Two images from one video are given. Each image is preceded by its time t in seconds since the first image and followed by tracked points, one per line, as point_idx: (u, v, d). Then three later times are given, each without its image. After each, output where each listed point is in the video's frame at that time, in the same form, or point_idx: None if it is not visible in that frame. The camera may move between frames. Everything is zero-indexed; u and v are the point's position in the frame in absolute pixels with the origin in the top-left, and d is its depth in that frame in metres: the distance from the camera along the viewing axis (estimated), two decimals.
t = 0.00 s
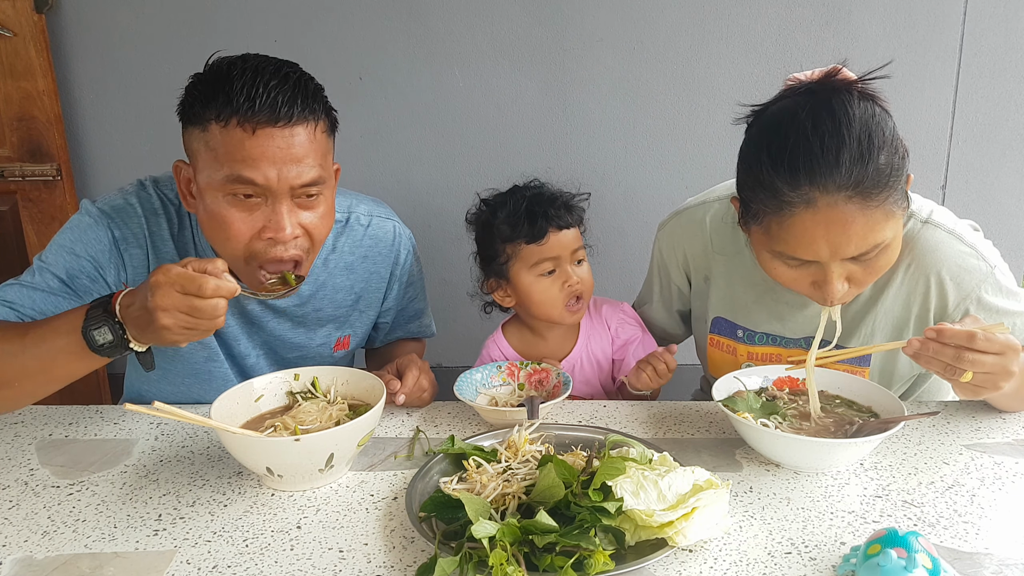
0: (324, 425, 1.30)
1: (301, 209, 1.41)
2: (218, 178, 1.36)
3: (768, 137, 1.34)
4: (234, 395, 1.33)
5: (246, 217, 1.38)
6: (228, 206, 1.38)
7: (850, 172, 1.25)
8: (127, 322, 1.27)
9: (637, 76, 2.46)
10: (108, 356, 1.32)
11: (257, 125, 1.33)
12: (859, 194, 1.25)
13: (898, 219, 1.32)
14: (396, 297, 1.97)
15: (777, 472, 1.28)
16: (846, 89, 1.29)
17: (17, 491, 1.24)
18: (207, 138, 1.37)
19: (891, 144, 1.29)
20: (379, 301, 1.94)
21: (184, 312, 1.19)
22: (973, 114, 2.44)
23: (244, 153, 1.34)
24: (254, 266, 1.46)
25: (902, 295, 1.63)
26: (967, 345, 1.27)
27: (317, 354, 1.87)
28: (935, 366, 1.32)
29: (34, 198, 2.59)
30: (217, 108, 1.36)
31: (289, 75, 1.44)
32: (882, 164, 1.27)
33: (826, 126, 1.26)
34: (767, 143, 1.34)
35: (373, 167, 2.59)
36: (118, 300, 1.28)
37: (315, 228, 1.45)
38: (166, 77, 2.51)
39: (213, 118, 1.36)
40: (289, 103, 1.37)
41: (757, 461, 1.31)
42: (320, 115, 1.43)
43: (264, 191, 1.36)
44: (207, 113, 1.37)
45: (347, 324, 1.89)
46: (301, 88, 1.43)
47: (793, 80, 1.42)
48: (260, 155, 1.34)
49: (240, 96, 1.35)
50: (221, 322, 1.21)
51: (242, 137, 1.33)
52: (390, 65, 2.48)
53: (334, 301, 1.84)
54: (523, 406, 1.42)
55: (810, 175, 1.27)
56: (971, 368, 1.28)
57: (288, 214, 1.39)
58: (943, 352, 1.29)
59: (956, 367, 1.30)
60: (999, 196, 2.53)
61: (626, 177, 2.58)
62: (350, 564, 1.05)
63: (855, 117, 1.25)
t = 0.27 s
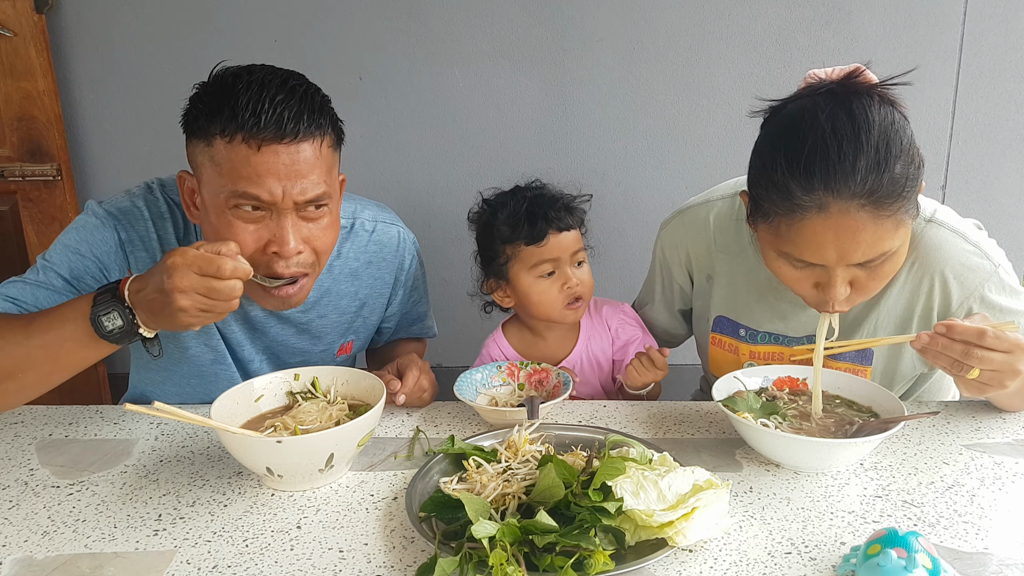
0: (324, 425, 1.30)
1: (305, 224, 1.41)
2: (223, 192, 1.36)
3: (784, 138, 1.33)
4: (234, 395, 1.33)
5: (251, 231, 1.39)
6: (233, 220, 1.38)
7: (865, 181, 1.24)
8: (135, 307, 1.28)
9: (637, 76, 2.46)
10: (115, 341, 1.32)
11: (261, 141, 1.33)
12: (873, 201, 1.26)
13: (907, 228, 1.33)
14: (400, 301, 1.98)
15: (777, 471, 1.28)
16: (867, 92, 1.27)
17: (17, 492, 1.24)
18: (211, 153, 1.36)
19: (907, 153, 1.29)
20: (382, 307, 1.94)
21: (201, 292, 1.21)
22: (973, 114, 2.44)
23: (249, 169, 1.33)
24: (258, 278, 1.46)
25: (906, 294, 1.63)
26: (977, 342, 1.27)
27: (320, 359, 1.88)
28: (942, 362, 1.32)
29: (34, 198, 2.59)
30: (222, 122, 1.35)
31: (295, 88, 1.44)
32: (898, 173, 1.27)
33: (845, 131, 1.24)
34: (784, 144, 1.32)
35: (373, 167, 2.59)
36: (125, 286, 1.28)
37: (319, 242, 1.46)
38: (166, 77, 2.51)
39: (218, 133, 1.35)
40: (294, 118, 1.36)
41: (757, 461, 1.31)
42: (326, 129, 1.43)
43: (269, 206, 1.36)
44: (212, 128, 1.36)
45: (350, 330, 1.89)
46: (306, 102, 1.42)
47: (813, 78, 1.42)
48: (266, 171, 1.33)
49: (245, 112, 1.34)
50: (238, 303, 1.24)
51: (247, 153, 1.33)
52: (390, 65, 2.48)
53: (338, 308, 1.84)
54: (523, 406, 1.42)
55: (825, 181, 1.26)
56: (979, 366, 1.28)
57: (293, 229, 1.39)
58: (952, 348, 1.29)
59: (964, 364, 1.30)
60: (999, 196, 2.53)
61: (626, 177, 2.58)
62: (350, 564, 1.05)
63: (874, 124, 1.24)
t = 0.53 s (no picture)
0: (325, 425, 1.30)
1: (304, 217, 1.41)
2: (221, 188, 1.36)
3: (791, 136, 1.33)
4: (234, 394, 1.33)
5: (251, 226, 1.39)
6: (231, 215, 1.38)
7: (869, 180, 1.24)
8: (128, 279, 1.28)
9: (637, 76, 2.46)
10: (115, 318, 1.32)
11: (257, 137, 1.33)
12: (875, 204, 1.26)
13: (908, 229, 1.33)
14: (400, 297, 1.97)
15: (777, 471, 1.28)
16: (875, 92, 1.28)
17: (17, 492, 1.24)
18: (207, 149, 1.36)
19: (913, 155, 1.29)
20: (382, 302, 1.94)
21: (188, 251, 1.19)
22: (973, 114, 2.45)
23: (245, 164, 1.34)
24: (259, 272, 1.47)
25: (906, 294, 1.63)
26: (980, 339, 1.27)
27: (321, 356, 1.87)
28: (945, 358, 1.31)
29: (34, 198, 2.59)
30: (217, 119, 1.35)
31: (289, 82, 1.44)
32: (903, 174, 1.27)
33: (852, 131, 1.25)
34: (791, 141, 1.33)
35: (373, 167, 2.59)
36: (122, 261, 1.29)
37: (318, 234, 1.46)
38: (165, 77, 2.51)
39: (213, 130, 1.35)
40: (289, 113, 1.36)
41: (757, 461, 1.31)
42: (321, 123, 1.43)
43: (266, 200, 1.36)
44: (207, 124, 1.36)
45: (351, 326, 1.89)
46: (301, 95, 1.43)
47: (822, 74, 1.41)
48: (262, 165, 1.33)
49: (240, 108, 1.34)
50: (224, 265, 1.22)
51: (243, 149, 1.33)
52: (390, 65, 2.48)
53: (339, 303, 1.84)
54: (523, 406, 1.42)
55: (829, 181, 1.26)
56: (981, 363, 1.29)
57: (292, 222, 1.39)
58: (954, 344, 1.28)
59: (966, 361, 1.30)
60: (999, 196, 2.53)
61: (626, 177, 2.58)
62: (350, 564, 1.05)
63: (881, 123, 1.24)
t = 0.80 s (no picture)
0: (325, 425, 1.30)
1: (300, 200, 1.41)
2: (216, 174, 1.37)
3: (795, 131, 1.33)
4: (234, 395, 1.33)
5: (248, 213, 1.38)
6: (227, 202, 1.38)
7: (874, 176, 1.25)
8: (108, 258, 1.28)
9: (637, 76, 2.46)
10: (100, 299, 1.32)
11: (251, 121, 1.33)
12: (880, 200, 1.26)
13: (912, 226, 1.33)
14: (397, 288, 1.97)
15: (777, 471, 1.28)
16: (879, 88, 1.28)
17: (17, 492, 1.24)
18: (202, 137, 1.37)
19: (917, 152, 1.30)
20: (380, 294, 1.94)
21: (160, 220, 1.19)
22: (973, 114, 2.45)
23: (240, 149, 1.34)
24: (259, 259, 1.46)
25: (908, 292, 1.63)
26: (983, 335, 1.27)
27: (320, 349, 1.87)
28: (948, 355, 1.32)
29: (34, 198, 2.59)
30: (210, 105, 1.35)
31: (279, 67, 1.44)
32: (907, 170, 1.27)
33: (856, 126, 1.25)
34: (794, 137, 1.33)
35: (373, 167, 2.59)
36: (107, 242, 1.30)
37: (315, 218, 1.45)
38: (165, 76, 2.51)
39: (207, 117, 1.36)
40: (281, 96, 1.37)
41: (757, 461, 1.31)
42: (312, 106, 1.44)
43: (262, 184, 1.36)
44: (201, 112, 1.36)
45: (350, 318, 1.89)
46: (291, 80, 1.43)
47: (826, 71, 1.42)
48: (257, 149, 1.34)
49: (232, 93, 1.34)
50: (196, 235, 1.20)
51: (238, 134, 1.33)
52: (390, 65, 2.48)
53: (337, 295, 1.84)
54: (523, 406, 1.42)
55: (834, 176, 1.26)
56: (984, 359, 1.28)
57: (289, 205, 1.39)
58: (958, 340, 1.28)
59: (969, 358, 1.30)
60: (999, 196, 2.53)
61: (626, 177, 2.58)
62: (351, 564, 1.05)
63: (886, 119, 1.25)
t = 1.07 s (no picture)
0: (325, 425, 1.30)
1: (295, 198, 1.41)
2: (212, 170, 1.36)
3: (799, 130, 1.33)
4: (234, 395, 1.32)
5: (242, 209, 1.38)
6: (223, 198, 1.38)
7: (877, 175, 1.25)
8: (101, 284, 1.27)
9: (637, 76, 2.46)
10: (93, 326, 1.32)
11: (249, 119, 1.33)
12: (884, 199, 1.26)
13: (915, 227, 1.33)
14: (394, 285, 1.97)
15: (777, 471, 1.28)
16: (881, 88, 1.29)
17: (17, 491, 1.24)
18: (199, 132, 1.37)
19: (921, 152, 1.30)
20: (378, 292, 1.94)
21: (147, 251, 1.18)
22: (973, 114, 2.45)
23: (237, 146, 1.34)
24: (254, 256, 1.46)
25: (910, 292, 1.63)
26: (985, 330, 1.27)
27: (319, 347, 1.87)
28: (948, 350, 1.32)
29: (34, 198, 2.59)
30: (207, 101, 1.35)
31: (277, 64, 1.43)
32: (911, 170, 1.28)
33: (860, 126, 1.26)
34: (798, 137, 1.33)
35: (373, 167, 2.59)
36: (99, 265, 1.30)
37: (310, 217, 1.45)
38: (165, 76, 2.51)
39: (204, 112, 1.36)
40: (280, 95, 1.37)
41: (757, 461, 1.31)
42: (310, 105, 1.44)
43: (258, 180, 1.36)
44: (198, 107, 1.36)
45: (348, 315, 1.89)
46: (290, 78, 1.42)
47: (827, 72, 1.42)
48: (254, 146, 1.34)
49: (231, 91, 1.34)
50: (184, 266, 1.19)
51: (235, 131, 1.33)
52: (390, 65, 2.48)
53: (334, 292, 1.84)
54: (523, 406, 1.42)
55: (838, 175, 1.26)
56: (986, 355, 1.28)
57: (284, 203, 1.39)
58: (959, 335, 1.29)
59: (969, 353, 1.30)
60: (999, 196, 2.53)
61: (626, 177, 2.58)
62: (351, 564, 1.05)
63: (889, 119, 1.26)
